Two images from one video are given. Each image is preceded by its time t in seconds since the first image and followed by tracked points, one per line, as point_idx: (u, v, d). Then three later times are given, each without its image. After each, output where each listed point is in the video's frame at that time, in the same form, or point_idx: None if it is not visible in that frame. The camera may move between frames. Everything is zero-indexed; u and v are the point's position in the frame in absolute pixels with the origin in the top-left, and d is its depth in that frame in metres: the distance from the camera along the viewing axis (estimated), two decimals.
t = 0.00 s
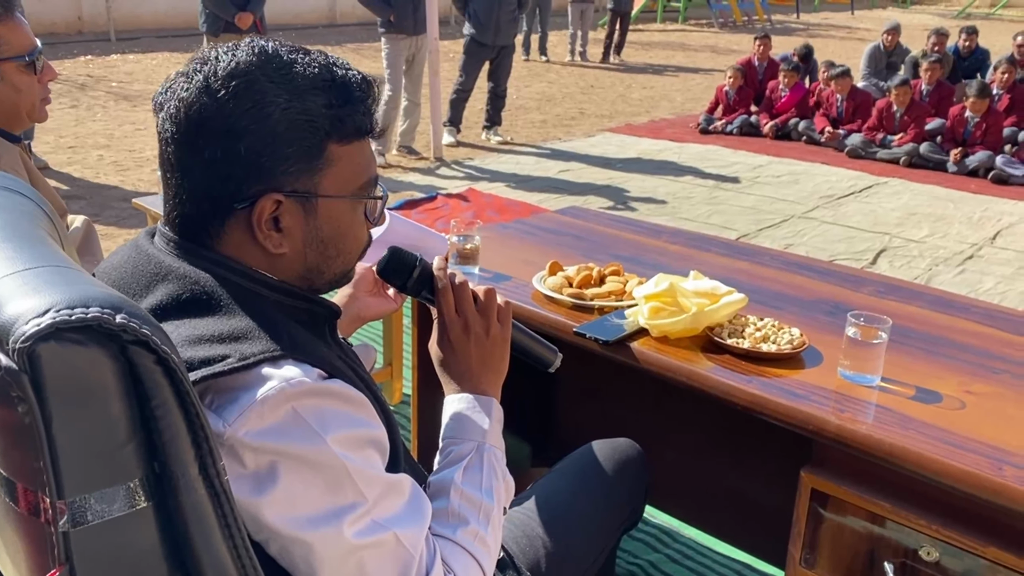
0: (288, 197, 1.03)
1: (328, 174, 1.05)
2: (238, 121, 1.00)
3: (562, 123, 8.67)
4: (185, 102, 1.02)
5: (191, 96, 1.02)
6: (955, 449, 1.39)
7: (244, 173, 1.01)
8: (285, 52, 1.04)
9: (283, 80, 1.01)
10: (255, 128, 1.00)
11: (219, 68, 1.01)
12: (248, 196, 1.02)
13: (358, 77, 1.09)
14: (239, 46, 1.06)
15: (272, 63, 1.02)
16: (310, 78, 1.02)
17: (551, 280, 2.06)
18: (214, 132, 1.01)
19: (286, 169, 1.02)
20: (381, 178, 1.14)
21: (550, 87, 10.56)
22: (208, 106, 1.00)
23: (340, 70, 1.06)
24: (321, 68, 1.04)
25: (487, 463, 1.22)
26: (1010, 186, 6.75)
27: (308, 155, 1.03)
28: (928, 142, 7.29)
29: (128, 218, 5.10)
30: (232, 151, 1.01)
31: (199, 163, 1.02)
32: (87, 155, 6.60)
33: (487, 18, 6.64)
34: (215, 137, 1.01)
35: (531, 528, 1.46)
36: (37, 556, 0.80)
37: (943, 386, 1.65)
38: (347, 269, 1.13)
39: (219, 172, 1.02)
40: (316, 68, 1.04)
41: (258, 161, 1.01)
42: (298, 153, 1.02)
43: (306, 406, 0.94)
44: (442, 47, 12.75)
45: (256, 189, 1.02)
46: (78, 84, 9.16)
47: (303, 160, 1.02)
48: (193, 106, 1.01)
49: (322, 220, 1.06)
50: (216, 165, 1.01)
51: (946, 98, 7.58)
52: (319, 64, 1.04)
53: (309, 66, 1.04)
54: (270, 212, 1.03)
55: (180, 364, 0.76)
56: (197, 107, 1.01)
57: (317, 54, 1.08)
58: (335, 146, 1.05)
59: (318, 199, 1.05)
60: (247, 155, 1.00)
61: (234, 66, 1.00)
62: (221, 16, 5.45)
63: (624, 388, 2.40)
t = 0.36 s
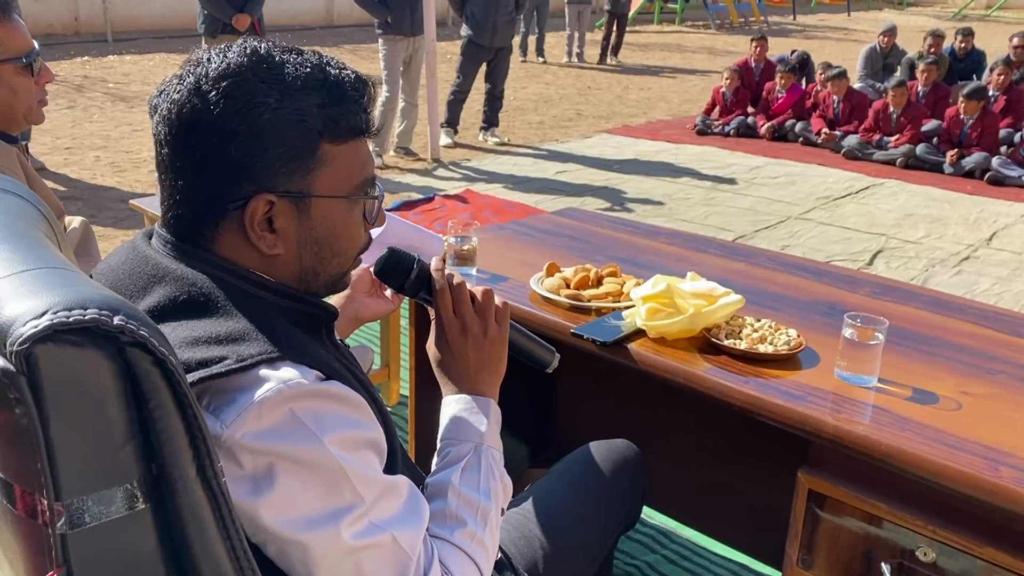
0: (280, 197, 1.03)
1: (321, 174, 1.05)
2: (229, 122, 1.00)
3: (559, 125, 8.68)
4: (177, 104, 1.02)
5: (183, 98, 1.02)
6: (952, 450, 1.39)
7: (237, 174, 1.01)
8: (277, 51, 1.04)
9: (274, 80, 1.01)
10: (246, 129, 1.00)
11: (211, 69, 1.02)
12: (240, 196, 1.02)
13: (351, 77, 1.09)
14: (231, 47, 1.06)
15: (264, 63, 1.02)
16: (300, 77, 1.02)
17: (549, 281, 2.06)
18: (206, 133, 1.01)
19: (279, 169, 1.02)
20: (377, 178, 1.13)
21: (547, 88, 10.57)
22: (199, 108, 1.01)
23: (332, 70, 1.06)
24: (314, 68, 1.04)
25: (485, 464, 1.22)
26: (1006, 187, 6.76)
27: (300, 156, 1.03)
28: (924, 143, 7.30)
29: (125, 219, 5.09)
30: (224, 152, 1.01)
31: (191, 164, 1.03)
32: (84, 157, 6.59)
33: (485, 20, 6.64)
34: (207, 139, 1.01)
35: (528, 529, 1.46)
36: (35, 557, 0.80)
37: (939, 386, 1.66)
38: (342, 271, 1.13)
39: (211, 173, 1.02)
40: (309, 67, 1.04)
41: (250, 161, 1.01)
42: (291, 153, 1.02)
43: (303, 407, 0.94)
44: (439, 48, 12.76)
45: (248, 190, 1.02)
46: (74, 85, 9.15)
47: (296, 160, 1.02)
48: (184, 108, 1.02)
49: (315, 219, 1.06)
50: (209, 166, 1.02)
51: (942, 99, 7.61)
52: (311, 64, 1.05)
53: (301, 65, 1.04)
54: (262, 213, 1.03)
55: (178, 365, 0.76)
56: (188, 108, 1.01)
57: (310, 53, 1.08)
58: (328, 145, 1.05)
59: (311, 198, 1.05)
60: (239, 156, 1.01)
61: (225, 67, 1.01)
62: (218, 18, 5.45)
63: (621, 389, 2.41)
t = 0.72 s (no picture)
0: (260, 198, 1.03)
1: (304, 175, 1.04)
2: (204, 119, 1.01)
3: (557, 125, 8.69)
4: (166, 101, 1.05)
5: (171, 95, 1.05)
6: (952, 451, 1.40)
7: (215, 170, 1.02)
8: (266, 53, 1.05)
9: (257, 81, 1.02)
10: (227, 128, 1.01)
11: (201, 68, 1.04)
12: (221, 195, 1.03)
13: (341, 78, 1.08)
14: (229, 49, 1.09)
15: (248, 63, 1.03)
16: (283, 78, 1.02)
17: (548, 281, 2.06)
18: (191, 133, 1.02)
19: (261, 169, 1.02)
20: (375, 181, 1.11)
21: (545, 89, 10.58)
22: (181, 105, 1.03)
23: (321, 71, 1.06)
24: (300, 69, 1.04)
25: (486, 466, 1.22)
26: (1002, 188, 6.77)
27: (275, 155, 1.02)
28: (921, 144, 7.31)
29: (123, 220, 5.09)
30: (199, 148, 1.02)
31: (180, 164, 1.04)
32: (82, 157, 6.59)
33: (483, 21, 6.64)
34: (185, 136, 1.03)
35: (528, 530, 1.46)
36: (35, 559, 0.79)
37: (937, 386, 1.66)
38: (337, 278, 1.11)
39: (196, 171, 1.03)
40: (294, 68, 1.04)
41: (224, 158, 1.02)
42: (264, 151, 1.01)
43: (305, 408, 0.94)
44: (437, 49, 12.76)
45: (225, 186, 1.03)
46: (71, 86, 9.14)
47: (271, 159, 1.02)
48: (172, 109, 1.04)
49: (294, 219, 1.05)
50: (195, 167, 1.03)
51: (938, 100, 7.62)
52: (298, 65, 1.05)
53: (284, 67, 1.04)
54: (238, 212, 1.03)
55: (178, 366, 0.76)
56: (175, 109, 1.03)
57: (303, 54, 1.08)
58: (311, 147, 1.04)
59: (292, 200, 1.04)
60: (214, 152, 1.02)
61: (210, 68, 1.03)
62: (216, 18, 5.44)
63: (620, 390, 2.41)
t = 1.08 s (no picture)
0: (235, 198, 1.03)
1: (277, 176, 1.02)
2: (181, 116, 1.03)
3: (554, 125, 8.68)
4: (153, 103, 1.08)
5: (157, 97, 1.08)
6: (949, 451, 1.40)
7: (193, 169, 1.03)
8: (247, 55, 1.07)
9: (233, 82, 1.03)
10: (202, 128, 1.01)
11: (185, 69, 1.07)
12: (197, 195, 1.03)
13: (321, 77, 1.07)
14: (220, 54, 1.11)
15: (227, 64, 1.05)
16: (261, 78, 1.02)
17: (545, 281, 2.06)
18: (172, 133, 1.03)
19: (235, 169, 1.02)
20: (363, 183, 1.09)
21: (542, 89, 10.58)
22: (164, 106, 1.05)
23: (299, 71, 1.05)
24: (277, 69, 1.04)
25: (485, 467, 1.22)
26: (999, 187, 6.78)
27: (250, 154, 1.01)
28: (917, 144, 7.32)
29: (120, 220, 5.08)
30: (177, 147, 1.03)
31: (163, 164, 1.06)
32: (78, 157, 6.57)
33: (480, 21, 6.64)
34: (165, 134, 1.05)
35: (526, 530, 1.46)
36: (31, 562, 0.79)
37: (935, 386, 1.66)
38: (320, 283, 1.10)
39: (177, 171, 1.04)
40: (272, 68, 1.04)
41: (198, 156, 1.02)
42: (237, 150, 1.01)
43: (299, 411, 0.93)
44: (434, 48, 12.76)
45: (204, 186, 1.03)
46: (67, 85, 9.12)
47: (245, 158, 1.01)
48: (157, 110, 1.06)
49: (270, 221, 1.03)
50: (176, 166, 1.04)
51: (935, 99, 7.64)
52: (277, 65, 1.05)
53: (263, 67, 1.04)
54: (215, 211, 1.03)
55: (175, 369, 0.76)
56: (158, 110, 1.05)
57: (287, 56, 1.08)
58: (287, 147, 1.02)
59: (266, 201, 1.02)
60: (189, 150, 1.02)
61: (192, 72, 1.04)
62: (213, 18, 5.43)
63: (617, 390, 2.41)
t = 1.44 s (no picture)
0: (231, 199, 1.02)
1: (274, 179, 1.02)
2: (181, 114, 1.02)
3: (552, 124, 8.68)
4: (156, 99, 1.07)
5: (160, 93, 1.07)
6: (947, 450, 1.40)
7: (193, 168, 1.02)
8: (252, 56, 1.06)
9: (236, 83, 1.02)
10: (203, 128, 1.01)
11: (190, 67, 1.06)
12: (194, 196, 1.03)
13: (325, 82, 1.07)
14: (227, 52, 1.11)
15: (232, 66, 1.04)
16: (264, 80, 1.02)
17: (543, 280, 2.06)
18: (173, 131, 1.03)
19: (234, 170, 1.01)
20: (362, 189, 1.09)
21: (540, 88, 10.57)
22: (166, 103, 1.05)
23: (304, 75, 1.05)
24: (282, 71, 1.04)
25: (483, 466, 1.21)
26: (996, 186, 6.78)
27: (249, 156, 1.00)
28: (915, 143, 7.32)
29: (117, 219, 5.07)
30: (176, 145, 1.03)
31: (163, 161, 1.05)
32: (75, 156, 6.56)
33: (478, 20, 6.64)
34: (166, 132, 1.04)
35: (523, 530, 1.46)
36: (27, 561, 0.78)
37: (934, 385, 1.66)
38: (315, 287, 1.09)
39: (177, 169, 1.03)
40: (277, 70, 1.04)
41: (199, 156, 1.02)
42: (236, 151, 1.00)
43: (296, 410, 0.93)
44: (432, 47, 12.75)
45: (202, 186, 1.03)
46: (65, 84, 9.11)
47: (244, 160, 1.01)
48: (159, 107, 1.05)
49: (266, 224, 1.03)
50: (176, 165, 1.03)
51: (933, 98, 7.64)
52: (282, 67, 1.04)
53: (266, 69, 1.04)
54: (212, 211, 1.03)
55: (171, 369, 0.75)
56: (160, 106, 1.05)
57: (292, 58, 1.08)
58: (286, 151, 1.02)
59: (264, 205, 1.02)
60: (188, 150, 1.02)
61: (196, 71, 1.04)
62: (211, 17, 5.43)
63: (616, 389, 2.40)
